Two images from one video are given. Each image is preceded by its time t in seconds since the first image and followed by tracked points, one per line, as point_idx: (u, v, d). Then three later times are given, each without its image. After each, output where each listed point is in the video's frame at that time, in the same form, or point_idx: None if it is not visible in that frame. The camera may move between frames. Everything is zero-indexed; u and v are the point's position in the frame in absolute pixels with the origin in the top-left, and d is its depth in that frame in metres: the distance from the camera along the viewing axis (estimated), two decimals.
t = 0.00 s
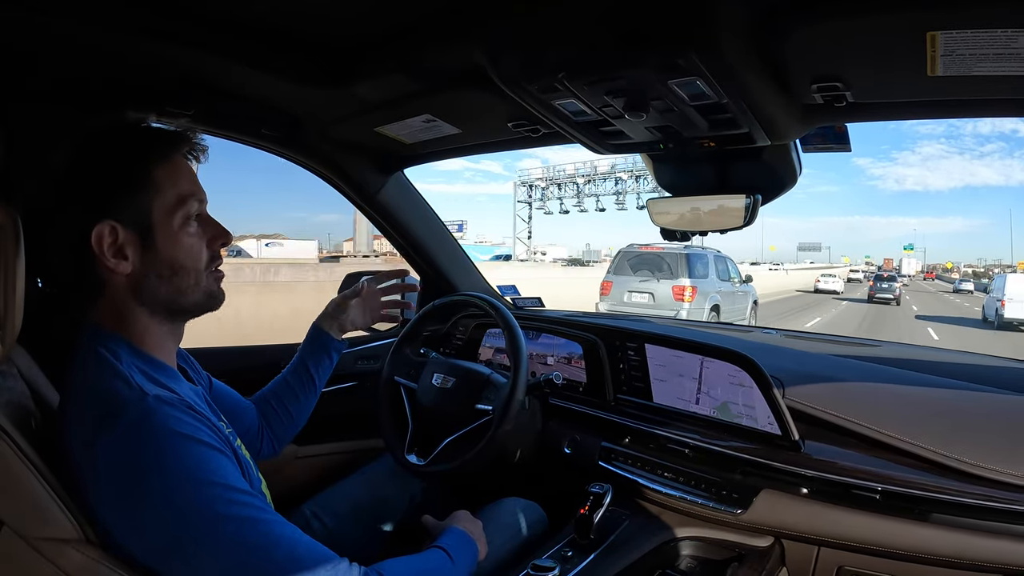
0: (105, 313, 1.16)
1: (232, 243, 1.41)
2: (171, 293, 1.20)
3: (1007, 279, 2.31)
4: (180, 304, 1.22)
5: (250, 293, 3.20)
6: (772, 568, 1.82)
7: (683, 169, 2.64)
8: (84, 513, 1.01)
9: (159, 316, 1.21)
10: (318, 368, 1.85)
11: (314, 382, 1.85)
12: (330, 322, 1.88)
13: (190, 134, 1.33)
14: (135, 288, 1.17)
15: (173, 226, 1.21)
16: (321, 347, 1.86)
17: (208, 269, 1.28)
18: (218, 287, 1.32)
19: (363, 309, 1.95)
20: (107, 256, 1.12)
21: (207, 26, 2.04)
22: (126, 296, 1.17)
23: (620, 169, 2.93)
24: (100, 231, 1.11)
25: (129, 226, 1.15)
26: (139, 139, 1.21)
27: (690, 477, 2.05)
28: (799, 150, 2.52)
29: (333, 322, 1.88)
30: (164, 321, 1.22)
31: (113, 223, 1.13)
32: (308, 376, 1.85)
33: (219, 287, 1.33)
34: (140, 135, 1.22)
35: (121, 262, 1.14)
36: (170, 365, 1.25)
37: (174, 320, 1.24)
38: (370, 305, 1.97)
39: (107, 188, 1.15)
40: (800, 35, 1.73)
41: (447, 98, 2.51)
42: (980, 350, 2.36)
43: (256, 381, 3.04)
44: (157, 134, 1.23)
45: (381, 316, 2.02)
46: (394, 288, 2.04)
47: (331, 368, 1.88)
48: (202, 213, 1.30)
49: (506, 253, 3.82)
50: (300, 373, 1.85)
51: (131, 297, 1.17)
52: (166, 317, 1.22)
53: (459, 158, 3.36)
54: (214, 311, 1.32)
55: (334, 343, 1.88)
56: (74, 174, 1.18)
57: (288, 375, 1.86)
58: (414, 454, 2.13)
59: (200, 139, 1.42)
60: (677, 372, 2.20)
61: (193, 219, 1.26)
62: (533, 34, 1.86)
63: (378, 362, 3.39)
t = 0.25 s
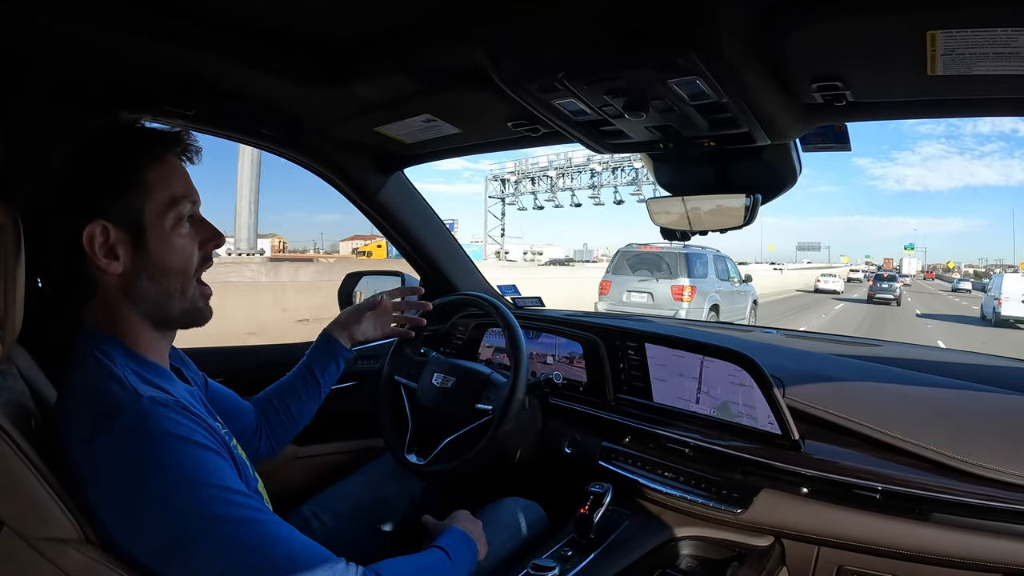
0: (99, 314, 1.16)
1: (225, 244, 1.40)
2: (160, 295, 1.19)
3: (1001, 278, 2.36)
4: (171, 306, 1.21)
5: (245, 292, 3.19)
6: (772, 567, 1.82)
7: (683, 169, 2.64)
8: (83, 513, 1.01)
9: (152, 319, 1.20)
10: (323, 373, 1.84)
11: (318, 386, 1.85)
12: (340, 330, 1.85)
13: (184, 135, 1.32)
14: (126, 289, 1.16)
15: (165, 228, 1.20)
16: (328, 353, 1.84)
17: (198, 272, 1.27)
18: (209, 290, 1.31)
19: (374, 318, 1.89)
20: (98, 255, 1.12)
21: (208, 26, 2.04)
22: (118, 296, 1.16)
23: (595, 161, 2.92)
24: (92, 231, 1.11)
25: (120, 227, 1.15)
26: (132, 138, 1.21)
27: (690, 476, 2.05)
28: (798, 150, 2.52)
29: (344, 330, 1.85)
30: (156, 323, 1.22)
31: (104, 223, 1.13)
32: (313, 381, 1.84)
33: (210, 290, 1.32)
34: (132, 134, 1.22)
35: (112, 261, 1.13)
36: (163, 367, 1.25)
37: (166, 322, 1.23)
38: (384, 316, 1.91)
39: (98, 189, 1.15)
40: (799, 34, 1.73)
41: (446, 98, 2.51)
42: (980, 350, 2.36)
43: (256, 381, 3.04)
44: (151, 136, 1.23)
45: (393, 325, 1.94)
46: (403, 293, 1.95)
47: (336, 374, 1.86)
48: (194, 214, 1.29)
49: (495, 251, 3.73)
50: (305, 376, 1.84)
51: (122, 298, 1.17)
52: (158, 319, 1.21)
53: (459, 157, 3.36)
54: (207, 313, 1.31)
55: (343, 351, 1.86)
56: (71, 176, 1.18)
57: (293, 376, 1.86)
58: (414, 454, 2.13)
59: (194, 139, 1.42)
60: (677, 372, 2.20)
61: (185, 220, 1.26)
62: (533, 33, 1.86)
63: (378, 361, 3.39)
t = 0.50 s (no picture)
0: (99, 314, 1.17)
1: (224, 242, 1.40)
2: (159, 294, 1.19)
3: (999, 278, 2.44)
4: (170, 305, 1.21)
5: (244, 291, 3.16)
6: (773, 566, 1.83)
7: (684, 168, 2.64)
8: (83, 512, 1.01)
9: (151, 317, 1.20)
10: (322, 385, 1.85)
11: (317, 399, 1.85)
12: (340, 342, 1.85)
13: (180, 133, 1.32)
14: (125, 290, 1.16)
15: (164, 227, 1.20)
16: (329, 365, 1.85)
17: (198, 270, 1.27)
18: (208, 289, 1.30)
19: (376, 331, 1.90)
20: (98, 257, 1.12)
21: (208, 26, 2.04)
22: (117, 297, 1.16)
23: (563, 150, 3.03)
24: (91, 233, 1.11)
25: (120, 228, 1.15)
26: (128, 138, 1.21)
27: (691, 475, 2.05)
28: (799, 148, 2.52)
29: (344, 341, 1.85)
30: (155, 322, 1.22)
31: (103, 224, 1.13)
32: (310, 392, 1.85)
33: (210, 289, 1.32)
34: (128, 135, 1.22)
35: (112, 263, 1.13)
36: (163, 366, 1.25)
37: (165, 321, 1.23)
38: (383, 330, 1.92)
39: (96, 189, 1.15)
40: (799, 33, 1.73)
41: (447, 97, 2.51)
42: (981, 349, 2.36)
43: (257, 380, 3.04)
44: (148, 135, 1.23)
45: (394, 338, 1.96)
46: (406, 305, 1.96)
47: (335, 388, 1.87)
48: (192, 213, 1.29)
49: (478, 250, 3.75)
50: (305, 387, 1.85)
51: (122, 300, 1.17)
52: (156, 318, 1.21)
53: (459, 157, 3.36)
54: (205, 312, 1.30)
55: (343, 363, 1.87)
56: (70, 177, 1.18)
57: (292, 386, 1.86)
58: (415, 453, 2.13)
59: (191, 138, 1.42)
60: (678, 371, 2.20)
61: (183, 219, 1.26)
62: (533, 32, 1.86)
63: (378, 361, 3.39)
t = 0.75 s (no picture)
0: (100, 316, 1.16)
1: (225, 243, 1.40)
2: (162, 297, 1.19)
3: (996, 278, 2.55)
4: (172, 308, 1.21)
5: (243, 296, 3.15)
6: (773, 565, 1.83)
7: (684, 167, 2.64)
8: (83, 512, 1.01)
9: (152, 320, 1.20)
10: (313, 404, 1.82)
11: (308, 414, 1.81)
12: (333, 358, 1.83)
13: (184, 136, 1.33)
14: (128, 292, 1.16)
15: (167, 229, 1.20)
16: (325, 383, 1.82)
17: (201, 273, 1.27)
18: (211, 292, 1.30)
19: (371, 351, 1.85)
20: (101, 260, 1.12)
21: (207, 25, 2.04)
22: (120, 300, 1.16)
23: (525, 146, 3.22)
24: (94, 236, 1.11)
25: (123, 229, 1.15)
26: (132, 141, 1.21)
27: (691, 474, 2.05)
28: (799, 147, 2.52)
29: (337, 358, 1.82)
30: (156, 325, 1.22)
31: (106, 226, 1.12)
32: (300, 413, 1.80)
33: (212, 291, 1.32)
34: (132, 138, 1.22)
35: (115, 266, 1.13)
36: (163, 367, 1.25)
37: (166, 323, 1.23)
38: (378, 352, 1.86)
39: (99, 190, 1.15)
40: (800, 32, 1.73)
41: (447, 97, 2.51)
42: (982, 348, 2.36)
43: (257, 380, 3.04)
44: (151, 136, 1.24)
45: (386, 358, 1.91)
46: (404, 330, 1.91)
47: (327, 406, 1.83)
48: (195, 216, 1.30)
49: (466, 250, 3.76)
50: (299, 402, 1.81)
51: (125, 302, 1.17)
52: (158, 321, 1.21)
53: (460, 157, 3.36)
54: (207, 316, 1.30)
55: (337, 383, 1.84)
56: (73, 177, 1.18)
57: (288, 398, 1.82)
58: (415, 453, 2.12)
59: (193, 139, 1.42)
60: (678, 371, 2.20)
61: (186, 221, 1.25)
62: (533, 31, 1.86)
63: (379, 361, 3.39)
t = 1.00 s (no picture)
0: (99, 318, 1.16)
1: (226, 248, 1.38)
2: (160, 301, 1.19)
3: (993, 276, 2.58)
4: (170, 311, 1.21)
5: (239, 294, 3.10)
6: (774, 565, 1.83)
7: (684, 166, 2.64)
8: (83, 512, 1.01)
9: (150, 322, 1.20)
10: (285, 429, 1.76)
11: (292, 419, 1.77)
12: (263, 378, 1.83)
13: (182, 139, 1.32)
14: (127, 295, 1.16)
15: (166, 232, 1.20)
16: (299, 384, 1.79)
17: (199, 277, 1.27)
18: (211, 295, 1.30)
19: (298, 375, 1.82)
20: (98, 261, 1.12)
21: (207, 25, 2.04)
22: (119, 302, 1.16)
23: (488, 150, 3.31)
24: (91, 238, 1.11)
25: (120, 232, 1.15)
26: (132, 143, 1.21)
27: (691, 474, 2.05)
28: (798, 147, 2.51)
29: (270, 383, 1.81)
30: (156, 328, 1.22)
31: (104, 228, 1.13)
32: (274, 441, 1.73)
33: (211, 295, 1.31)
34: (131, 141, 1.21)
35: (112, 267, 1.13)
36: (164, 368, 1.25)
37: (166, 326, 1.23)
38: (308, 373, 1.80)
39: (98, 193, 1.15)
40: (800, 33, 1.73)
41: (447, 97, 2.51)
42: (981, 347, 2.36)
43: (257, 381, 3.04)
44: (151, 140, 1.23)
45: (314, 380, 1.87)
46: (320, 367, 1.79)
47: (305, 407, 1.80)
48: (196, 219, 1.29)
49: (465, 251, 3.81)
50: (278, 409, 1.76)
51: (124, 304, 1.17)
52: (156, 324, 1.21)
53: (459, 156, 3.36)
54: (207, 319, 1.30)
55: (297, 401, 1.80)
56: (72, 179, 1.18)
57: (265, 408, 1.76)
58: (415, 453, 2.13)
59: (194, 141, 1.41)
60: (678, 371, 2.21)
61: (185, 224, 1.25)
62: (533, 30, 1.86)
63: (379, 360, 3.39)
